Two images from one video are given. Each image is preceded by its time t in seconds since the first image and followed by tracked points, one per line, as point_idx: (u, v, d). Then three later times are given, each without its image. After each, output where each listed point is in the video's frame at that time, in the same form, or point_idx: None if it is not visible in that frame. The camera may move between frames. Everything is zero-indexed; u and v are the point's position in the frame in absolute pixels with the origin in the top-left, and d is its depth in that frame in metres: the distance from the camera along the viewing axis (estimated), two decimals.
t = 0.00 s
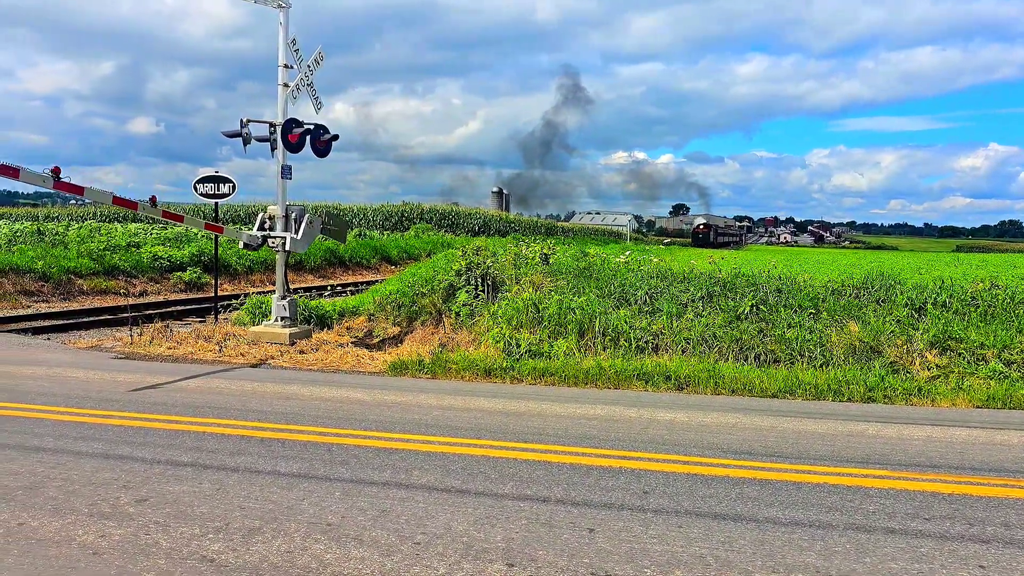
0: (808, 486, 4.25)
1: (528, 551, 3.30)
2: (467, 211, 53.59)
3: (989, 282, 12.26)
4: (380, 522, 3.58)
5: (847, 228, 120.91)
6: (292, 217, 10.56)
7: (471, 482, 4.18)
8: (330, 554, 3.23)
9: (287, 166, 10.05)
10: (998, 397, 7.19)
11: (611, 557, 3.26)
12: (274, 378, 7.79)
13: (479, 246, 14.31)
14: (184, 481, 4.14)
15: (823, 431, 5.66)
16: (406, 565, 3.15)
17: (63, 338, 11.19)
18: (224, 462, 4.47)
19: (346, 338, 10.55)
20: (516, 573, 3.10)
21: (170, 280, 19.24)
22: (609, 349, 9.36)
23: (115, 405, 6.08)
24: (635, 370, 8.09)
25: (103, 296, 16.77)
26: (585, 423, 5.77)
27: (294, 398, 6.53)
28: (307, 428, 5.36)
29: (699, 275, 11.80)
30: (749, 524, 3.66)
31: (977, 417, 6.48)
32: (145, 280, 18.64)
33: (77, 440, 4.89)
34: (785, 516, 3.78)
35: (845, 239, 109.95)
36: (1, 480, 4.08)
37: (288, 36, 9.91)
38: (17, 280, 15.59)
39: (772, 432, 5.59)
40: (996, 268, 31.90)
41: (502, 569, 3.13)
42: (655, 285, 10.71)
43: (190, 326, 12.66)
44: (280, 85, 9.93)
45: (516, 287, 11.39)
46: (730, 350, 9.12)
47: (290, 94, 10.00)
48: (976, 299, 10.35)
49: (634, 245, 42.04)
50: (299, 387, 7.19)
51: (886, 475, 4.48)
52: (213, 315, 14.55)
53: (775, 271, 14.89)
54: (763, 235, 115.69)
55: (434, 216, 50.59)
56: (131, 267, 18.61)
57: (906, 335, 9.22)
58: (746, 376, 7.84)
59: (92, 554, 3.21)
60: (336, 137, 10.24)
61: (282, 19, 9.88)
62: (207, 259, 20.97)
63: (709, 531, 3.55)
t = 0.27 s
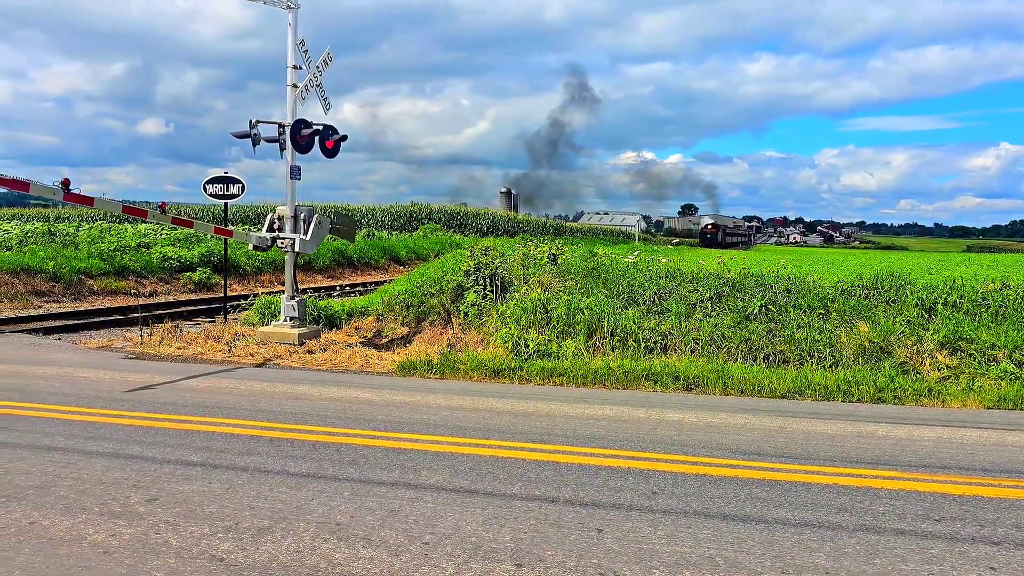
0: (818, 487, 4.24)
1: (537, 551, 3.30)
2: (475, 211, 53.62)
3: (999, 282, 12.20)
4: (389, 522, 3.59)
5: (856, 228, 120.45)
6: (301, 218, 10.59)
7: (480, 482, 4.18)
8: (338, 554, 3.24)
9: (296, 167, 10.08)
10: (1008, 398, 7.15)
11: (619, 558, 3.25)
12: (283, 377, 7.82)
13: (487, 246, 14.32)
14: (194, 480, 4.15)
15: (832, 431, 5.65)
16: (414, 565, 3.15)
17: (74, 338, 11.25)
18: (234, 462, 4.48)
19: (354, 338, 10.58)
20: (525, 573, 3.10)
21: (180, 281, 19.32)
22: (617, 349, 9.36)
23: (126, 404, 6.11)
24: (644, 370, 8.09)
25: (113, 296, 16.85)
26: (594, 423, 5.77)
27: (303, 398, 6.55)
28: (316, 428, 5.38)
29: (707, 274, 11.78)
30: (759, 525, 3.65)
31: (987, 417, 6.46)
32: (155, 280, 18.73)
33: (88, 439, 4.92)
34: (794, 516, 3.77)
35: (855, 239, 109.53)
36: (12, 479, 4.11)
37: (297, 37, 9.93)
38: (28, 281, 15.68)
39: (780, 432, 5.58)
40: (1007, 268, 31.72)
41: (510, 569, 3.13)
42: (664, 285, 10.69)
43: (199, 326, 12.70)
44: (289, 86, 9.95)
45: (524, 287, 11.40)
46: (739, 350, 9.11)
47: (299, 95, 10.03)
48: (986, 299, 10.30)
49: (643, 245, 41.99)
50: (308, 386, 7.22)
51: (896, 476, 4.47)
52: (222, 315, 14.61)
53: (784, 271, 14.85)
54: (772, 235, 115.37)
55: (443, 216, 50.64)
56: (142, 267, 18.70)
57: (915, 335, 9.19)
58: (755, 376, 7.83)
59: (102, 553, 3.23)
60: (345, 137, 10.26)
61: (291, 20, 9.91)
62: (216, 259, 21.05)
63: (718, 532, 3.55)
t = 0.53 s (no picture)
0: (825, 486, 4.23)
1: (544, 550, 3.30)
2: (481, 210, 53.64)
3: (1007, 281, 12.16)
4: (396, 521, 3.59)
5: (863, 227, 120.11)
6: (307, 217, 10.60)
7: (486, 482, 4.18)
8: (345, 553, 3.24)
9: (302, 166, 10.09)
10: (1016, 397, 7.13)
11: (626, 557, 3.25)
12: (290, 377, 7.84)
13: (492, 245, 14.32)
14: (201, 479, 4.17)
15: (838, 431, 5.65)
16: (421, 564, 3.15)
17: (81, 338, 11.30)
18: (241, 462, 4.49)
19: (361, 338, 10.58)
20: (532, 572, 3.10)
21: (187, 280, 19.38)
22: (623, 348, 9.35)
23: (133, 403, 6.13)
24: (650, 370, 8.08)
25: (121, 296, 16.91)
26: (600, 423, 5.77)
27: (310, 398, 6.56)
28: (323, 427, 5.39)
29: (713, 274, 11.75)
30: (766, 525, 3.65)
31: (995, 417, 6.44)
32: (162, 280, 18.78)
33: (96, 438, 4.93)
34: (801, 516, 3.76)
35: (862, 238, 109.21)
36: (21, 478, 4.13)
37: (303, 37, 9.95)
38: (36, 280, 15.75)
39: (786, 432, 5.57)
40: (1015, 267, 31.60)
41: (517, 569, 3.13)
42: (671, 285, 10.67)
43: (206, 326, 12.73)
44: (295, 86, 9.97)
45: (531, 286, 11.40)
46: (746, 350, 9.09)
47: (305, 94, 10.04)
48: (993, 298, 10.26)
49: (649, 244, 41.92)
50: (316, 386, 7.24)
51: (903, 476, 4.46)
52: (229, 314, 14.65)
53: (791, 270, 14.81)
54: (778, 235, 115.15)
55: (449, 215, 50.65)
56: (149, 267, 18.76)
57: (922, 334, 9.16)
58: (761, 376, 7.82)
59: (111, 551, 3.24)
60: (351, 136, 10.27)
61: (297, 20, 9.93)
62: (223, 259, 21.10)
63: (725, 532, 3.54)
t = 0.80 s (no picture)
0: (828, 488, 4.23)
1: (546, 551, 3.30)
2: (483, 211, 53.64)
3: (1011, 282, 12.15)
4: (398, 522, 3.60)
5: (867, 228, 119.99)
6: (310, 219, 10.61)
7: (489, 483, 4.18)
8: (348, 554, 3.25)
9: (305, 167, 10.11)
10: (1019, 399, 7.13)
11: (629, 558, 3.25)
12: (293, 377, 7.84)
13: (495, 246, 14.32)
14: (205, 480, 4.17)
15: (843, 432, 5.64)
16: (423, 565, 3.16)
17: (84, 338, 11.33)
18: (244, 462, 4.50)
19: (364, 339, 10.59)
20: (535, 573, 3.10)
21: (190, 281, 19.41)
22: (626, 349, 9.36)
23: (138, 404, 6.14)
24: (653, 371, 8.08)
25: (124, 296, 16.94)
26: (604, 423, 5.78)
27: (314, 398, 6.57)
28: (326, 428, 5.40)
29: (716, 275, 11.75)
30: (769, 526, 3.65)
31: (998, 419, 6.43)
32: (165, 280, 18.81)
33: (99, 439, 4.95)
34: (804, 518, 3.76)
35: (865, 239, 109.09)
36: (25, 478, 4.14)
37: (306, 38, 9.96)
38: (40, 281, 15.79)
39: (790, 433, 5.57)
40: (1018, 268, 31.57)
41: (519, 570, 3.13)
42: (673, 286, 10.67)
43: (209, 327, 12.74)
44: (298, 87, 9.98)
45: (534, 287, 11.41)
46: (749, 351, 9.09)
47: (308, 95, 10.05)
48: (997, 299, 10.25)
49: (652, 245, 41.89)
50: (319, 387, 7.25)
51: (906, 477, 4.45)
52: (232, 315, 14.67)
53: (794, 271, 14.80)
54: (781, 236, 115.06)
55: (451, 216, 50.68)
56: (152, 268, 18.79)
57: (926, 335, 9.15)
58: (764, 377, 7.81)
59: (114, 552, 3.24)
60: (354, 137, 10.28)
61: (299, 21, 9.94)
62: (226, 259, 21.13)
63: (727, 533, 3.54)
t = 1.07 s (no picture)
0: (828, 488, 4.23)
1: (547, 552, 3.31)
2: (483, 211, 53.63)
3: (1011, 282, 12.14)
4: (399, 522, 3.60)
5: (867, 229, 120.00)
6: (310, 219, 10.61)
7: (489, 483, 4.19)
8: (348, 554, 3.25)
9: (305, 167, 10.11)
10: (1019, 398, 7.13)
11: (629, 558, 3.26)
12: (294, 378, 7.84)
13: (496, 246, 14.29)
14: (205, 480, 4.18)
15: (844, 432, 5.65)
16: (424, 565, 3.16)
17: (84, 339, 11.34)
18: (244, 463, 4.50)
19: (364, 338, 10.60)
20: (535, 573, 3.10)
21: (190, 281, 19.41)
22: (626, 349, 9.37)
23: (138, 403, 6.15)
24: (653, 371, 8.08)
25: (124, 297, 16.95)
26: (604, 423, 5.79)
27: (315, 398, 6.58)
28: (327, 428, 5.41)
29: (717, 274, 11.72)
30: (770, 526, 3.65)
31: (999, 419, 6.44)
32: (165, 281, 18.82)
33: (100, 439, 4.95)
34: (805, 518, 3.76)
35: (865, 239, 109.09)
36: (25, 479, 4.14)
37: (306, 38, 9.96)
38: (40, 281, 15.79)
39: (791, 433, 5.58)
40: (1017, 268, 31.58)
41: (520, 570, 3.13)
42: (673, 286, 10.67)
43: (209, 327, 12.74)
44: (298, 88, 9.98)
45: (534, 288, 11.40)
46: (749, 351, 9.09)
47: (308, 96, 10.06)
48: (997, 298, 10.26)
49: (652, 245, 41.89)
50: (320, 386, 7.26)
51: (906, 477, 4.45)
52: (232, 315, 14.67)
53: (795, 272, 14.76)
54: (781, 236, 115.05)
55: (451, 216, 50.69)
56: (152, 268, 18.79)
57: (926, 334, 9.16)
58: (763, 377, 7.82)
59: (115, 552, 3.25)
60: (354, 137, 10.28)
61: (299, 21, 9.94)
62: (226, 260, 21.13)
63: (728, 533, 3.55)
